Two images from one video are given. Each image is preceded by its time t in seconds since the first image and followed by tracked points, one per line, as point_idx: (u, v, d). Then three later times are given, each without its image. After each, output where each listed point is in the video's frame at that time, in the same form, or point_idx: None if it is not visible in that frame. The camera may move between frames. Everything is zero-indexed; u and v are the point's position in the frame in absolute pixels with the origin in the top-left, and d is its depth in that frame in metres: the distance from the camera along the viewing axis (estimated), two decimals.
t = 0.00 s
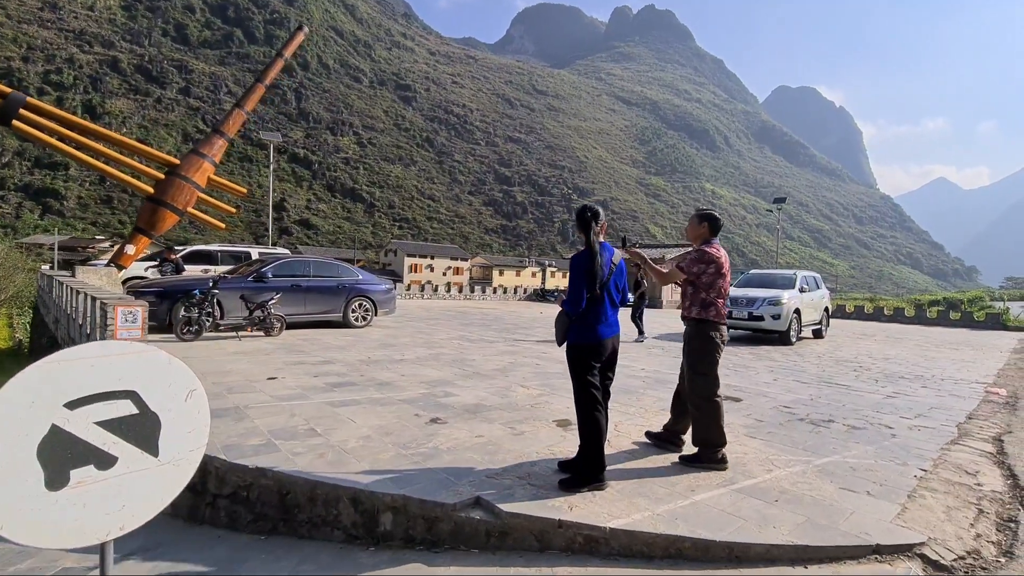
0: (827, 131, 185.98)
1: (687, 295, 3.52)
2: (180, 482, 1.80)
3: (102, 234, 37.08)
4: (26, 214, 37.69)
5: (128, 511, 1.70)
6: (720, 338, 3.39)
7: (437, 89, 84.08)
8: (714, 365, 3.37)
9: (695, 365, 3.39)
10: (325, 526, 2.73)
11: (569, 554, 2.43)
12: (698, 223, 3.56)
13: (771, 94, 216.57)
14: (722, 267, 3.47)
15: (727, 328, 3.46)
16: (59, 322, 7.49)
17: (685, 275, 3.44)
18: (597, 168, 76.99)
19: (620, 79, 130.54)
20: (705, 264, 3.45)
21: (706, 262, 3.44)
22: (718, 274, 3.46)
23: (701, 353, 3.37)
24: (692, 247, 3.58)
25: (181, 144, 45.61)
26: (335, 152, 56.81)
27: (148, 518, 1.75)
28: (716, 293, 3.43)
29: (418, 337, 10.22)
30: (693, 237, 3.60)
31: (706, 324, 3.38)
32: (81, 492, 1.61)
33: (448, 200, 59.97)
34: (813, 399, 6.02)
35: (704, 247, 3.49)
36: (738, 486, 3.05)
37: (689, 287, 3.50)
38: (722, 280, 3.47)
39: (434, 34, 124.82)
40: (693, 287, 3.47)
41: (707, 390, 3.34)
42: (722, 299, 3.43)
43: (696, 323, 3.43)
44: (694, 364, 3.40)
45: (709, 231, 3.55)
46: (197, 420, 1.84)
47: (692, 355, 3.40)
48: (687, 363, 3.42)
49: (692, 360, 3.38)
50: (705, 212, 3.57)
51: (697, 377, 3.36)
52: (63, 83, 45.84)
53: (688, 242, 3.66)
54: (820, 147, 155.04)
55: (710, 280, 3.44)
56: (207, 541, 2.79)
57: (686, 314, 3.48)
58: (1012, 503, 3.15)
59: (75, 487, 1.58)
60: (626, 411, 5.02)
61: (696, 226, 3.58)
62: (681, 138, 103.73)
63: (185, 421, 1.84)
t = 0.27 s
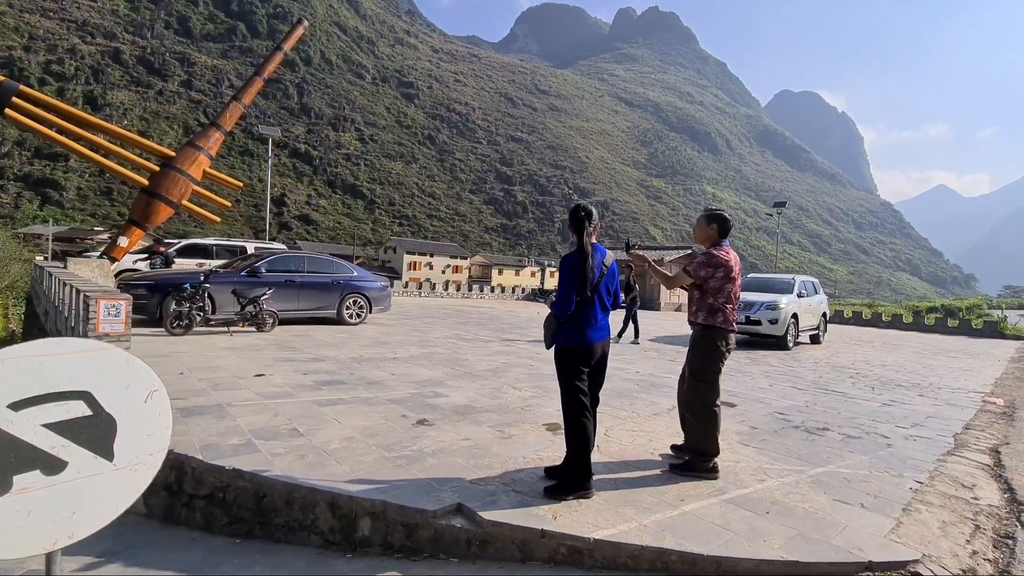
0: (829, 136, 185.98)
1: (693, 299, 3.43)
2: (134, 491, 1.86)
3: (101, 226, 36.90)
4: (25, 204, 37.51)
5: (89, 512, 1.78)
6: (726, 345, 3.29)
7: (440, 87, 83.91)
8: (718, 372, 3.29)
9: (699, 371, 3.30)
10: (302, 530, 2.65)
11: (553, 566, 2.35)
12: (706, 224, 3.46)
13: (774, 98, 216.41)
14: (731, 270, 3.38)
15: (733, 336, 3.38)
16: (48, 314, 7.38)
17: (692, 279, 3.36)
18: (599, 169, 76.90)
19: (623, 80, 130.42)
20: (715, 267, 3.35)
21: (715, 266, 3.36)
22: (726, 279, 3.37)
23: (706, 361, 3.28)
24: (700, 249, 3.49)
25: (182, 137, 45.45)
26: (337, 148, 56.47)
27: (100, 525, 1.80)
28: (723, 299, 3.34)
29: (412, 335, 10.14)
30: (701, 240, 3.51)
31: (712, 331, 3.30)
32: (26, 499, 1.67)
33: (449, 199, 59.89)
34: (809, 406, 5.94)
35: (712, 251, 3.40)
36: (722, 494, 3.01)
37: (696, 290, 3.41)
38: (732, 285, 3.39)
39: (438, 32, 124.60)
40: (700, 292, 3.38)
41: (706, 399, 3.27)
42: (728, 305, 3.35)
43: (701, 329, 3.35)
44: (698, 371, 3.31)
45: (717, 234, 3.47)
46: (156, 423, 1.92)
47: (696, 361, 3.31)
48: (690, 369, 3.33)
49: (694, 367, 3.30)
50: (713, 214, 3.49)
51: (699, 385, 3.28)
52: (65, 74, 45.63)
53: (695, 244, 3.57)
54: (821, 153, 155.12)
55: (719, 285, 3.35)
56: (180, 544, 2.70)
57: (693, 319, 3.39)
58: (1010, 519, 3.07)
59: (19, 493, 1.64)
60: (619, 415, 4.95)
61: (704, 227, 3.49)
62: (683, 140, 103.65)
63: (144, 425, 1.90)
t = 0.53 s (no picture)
0: (819, 137, 187.38)
1: (689, 301, 3.36)
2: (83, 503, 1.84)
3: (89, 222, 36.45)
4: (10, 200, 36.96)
5: (39, 522, 1.74)
6: (720, 347, 3.22)
7: (433, 84, 83.56)
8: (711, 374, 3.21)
9: (690, 375, 3.23)
10: (274, 537, 2.58)
11: (531, 572, 2.30)
12: (707, 223, 3.38)
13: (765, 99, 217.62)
14: (731, 271, 3.31)
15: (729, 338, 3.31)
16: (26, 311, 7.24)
17: (691, 279, 3.28)
18: (591, 168, 77.00)
19: (616, 80, 130.67)
20: (713, 268, 3.27)
21: (713, 267, 3.27)
22: (723, 279, 3.29)
23: (698, 363, 3.21)
24: (698, 249, 3.40)
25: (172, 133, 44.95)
26: (328, 145, 56.08)
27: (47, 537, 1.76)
28: (717, 301, 3.26)
29: (400, 335, 10.05)
30: (698, 240, 3.44)
31: (706, 331, 3.23)
32: None
33: (441, 197, 59.76)
34: (796, 407, 5.93)
35: (711, 252, 3.33)
36: (706, 497, 2.96)
37: (692, 291, 3.34)
38: (729, 286, 3.32)
39: (432, 29, 124.19)
40: (697, 292, 3.30)
41: (698, 400, 3.19)
42: (722, 308, 3.28)
43: (695, 331, 3.28)
44: (690, 372, 3.24)
45: (717, 235, 3.38)
46: (110, 428, 1.87)
47: (689, 364, 3.24)
48: (682, 371, 3.27)
49: (687, 369, 3.23)
50: (714, 213, 3.41)
51: (692, 386, 3.21)
52: (51, 67, 45.01)
53: (694, 244, 3.48)
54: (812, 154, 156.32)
55: (716, 286, 3.28)
56: (146, 551, 2.63)
57: (687, 320, 3.32)
58: (992, 521, 3.05)
59: None
60: (605, 415, 4.91)
61: (705, 227, 3.41)
62: (676, 140, 104.01)
63: (98, 429, 1.85)
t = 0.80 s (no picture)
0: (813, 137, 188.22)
1: (692, 299, 3.30)
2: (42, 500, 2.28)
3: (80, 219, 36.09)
4: None
5: (4, 520, 2.17)
6: (723, 347, 3.17)
7: (429, 82, 83.22)
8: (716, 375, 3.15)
9: (695, 375, 3.18)
10: (251, 539, 2.55)
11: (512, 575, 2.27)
12: (705, 223, 3.34)
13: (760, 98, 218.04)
14: (732, 272, 3.27)
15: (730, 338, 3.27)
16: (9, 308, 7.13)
17: (691, 278, 3.23)
18: (586, 167, 76.98)
19: (612, 79, 130.67)
20: (714, 268, 3.23)
21: (715, 266, 3.22)
22: (724, 278, 3.25)
23: (701, 362, 3.16)
24: (698, 250, 3.35)
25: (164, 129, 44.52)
26: (323, 142, 55.78)
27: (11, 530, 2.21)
28: (717, 299, 3.22)
29: (391, 333, 10.00)
30: (697, 240, 3.39)
31: (707, 332, 3.18)
32: None
33: (437, 195, 59.63)
34: (785, 407, 5.92)
35: (711, 251, 3.28)
36: (691, 499, 2.94)
37: (694, 290, 3.28)
38: (729, 286, 3.27)
39: (427, 27, 123.69)
40: (698, 292, 3.25)
41: (698, 400, 3.15)
42: (724, 306, 3.23)
43: (698, 330, 3.23)
44: (692, 372, 3.19)
45: (716, 234, 3.35)
46: (69, 431, 2.35)
47: (690, 364, 3.19)
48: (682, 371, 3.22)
49: (689, 368, 3.18)
50: (711, 213, 3.37)
51: (695, 386, 3.16)
52: (42, 62, 44.47)
53: (693, 244, 3.44)
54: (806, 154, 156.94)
55: (717, 285, 3.23)
56: (122, 554, 2.58)
57: (688, 320, 3.27)
58: (978, 521, 3.05)
59: None
60: (595, 416, 4.88)
61: (703, 228, 3.36)
62: (671, 139, 104.12)
63: (51, 436, 2.29)
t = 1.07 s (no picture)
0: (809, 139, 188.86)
1: (688, 299, 3.24)
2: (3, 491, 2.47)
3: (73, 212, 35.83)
4: None
5: None
6: (717, 348, 3.11)
7: (427, 78, 82.91)
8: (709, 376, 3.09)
9: (686, 375, 3.13)
10: (227, 540, 2.50)
11: None
12: (702, 223, 3.28)
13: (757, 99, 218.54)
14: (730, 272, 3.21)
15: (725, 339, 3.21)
16: None
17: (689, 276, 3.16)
18: (584, 165, 76.96)
19: (610, 78, 130.60)
20: (713, 267, 3.15)
21: (713, 266, 3.15)
22: (721, 278, 3.18)
23: (694, 362, 3.10)
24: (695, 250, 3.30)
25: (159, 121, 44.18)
26: (319, 137, 55.53)
27: None
28: (714, 299, 3.15)
29: (382, 330, 9.95)
30: (695, 240, 3.34)
31: (703, 331, 3.12)
32: None
33: (433, 192, 59.53)
34: (773, 407, 5.91)
35: (708, 250, 3.22)
36: (673, 501, 2.91)
37: (690, 290, 3.22)
38: (725, 287, 3.22)
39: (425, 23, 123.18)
40: (694, 292, 3.19)
41: (690, 402, 3.10)
42: (719, 306, 3.16)
43: (691, 330, 3.17)
44: (686, 372, 3.14)
45: (713, 235, 3.28)
46: (25, 427, 2.54)
47: (682, 364, 3.14)
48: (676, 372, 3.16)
49: (683, 368, 3.12)
50: (708, 213, 3.32)
51: (687, 386, 3.11)
52: (35, 53, 44.02)
53: (690, 245, 3.38)
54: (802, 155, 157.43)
55: (715, 286, 3.17)
56: (92, 554, 2.54)
57: (683, 320, 3.21)
58: (964, 526, 3.03)
59: None
60: (583, 415, 4.86)
61: (701, 228, 3.31)
62: (668, 139, 104.21)
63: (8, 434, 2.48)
